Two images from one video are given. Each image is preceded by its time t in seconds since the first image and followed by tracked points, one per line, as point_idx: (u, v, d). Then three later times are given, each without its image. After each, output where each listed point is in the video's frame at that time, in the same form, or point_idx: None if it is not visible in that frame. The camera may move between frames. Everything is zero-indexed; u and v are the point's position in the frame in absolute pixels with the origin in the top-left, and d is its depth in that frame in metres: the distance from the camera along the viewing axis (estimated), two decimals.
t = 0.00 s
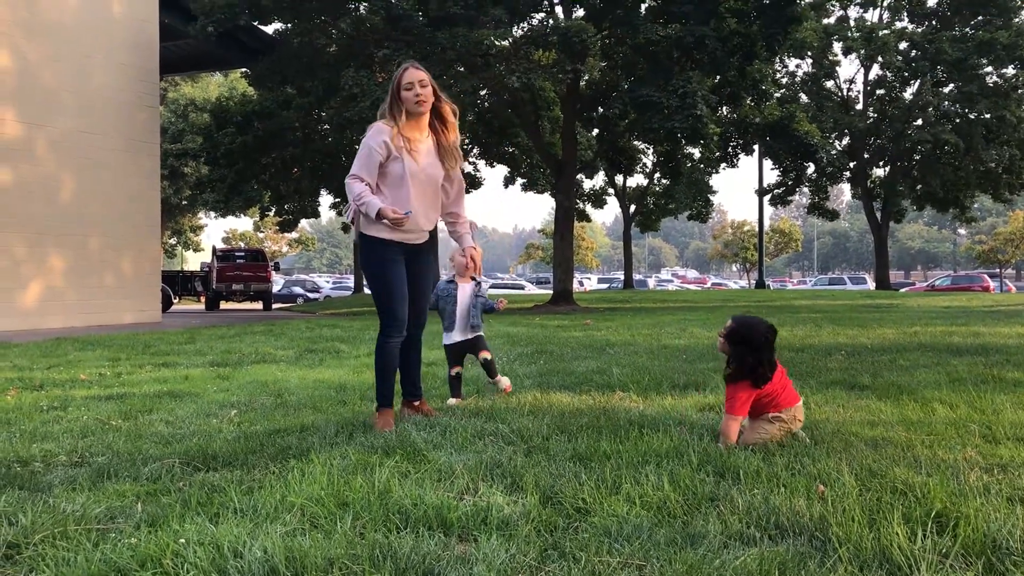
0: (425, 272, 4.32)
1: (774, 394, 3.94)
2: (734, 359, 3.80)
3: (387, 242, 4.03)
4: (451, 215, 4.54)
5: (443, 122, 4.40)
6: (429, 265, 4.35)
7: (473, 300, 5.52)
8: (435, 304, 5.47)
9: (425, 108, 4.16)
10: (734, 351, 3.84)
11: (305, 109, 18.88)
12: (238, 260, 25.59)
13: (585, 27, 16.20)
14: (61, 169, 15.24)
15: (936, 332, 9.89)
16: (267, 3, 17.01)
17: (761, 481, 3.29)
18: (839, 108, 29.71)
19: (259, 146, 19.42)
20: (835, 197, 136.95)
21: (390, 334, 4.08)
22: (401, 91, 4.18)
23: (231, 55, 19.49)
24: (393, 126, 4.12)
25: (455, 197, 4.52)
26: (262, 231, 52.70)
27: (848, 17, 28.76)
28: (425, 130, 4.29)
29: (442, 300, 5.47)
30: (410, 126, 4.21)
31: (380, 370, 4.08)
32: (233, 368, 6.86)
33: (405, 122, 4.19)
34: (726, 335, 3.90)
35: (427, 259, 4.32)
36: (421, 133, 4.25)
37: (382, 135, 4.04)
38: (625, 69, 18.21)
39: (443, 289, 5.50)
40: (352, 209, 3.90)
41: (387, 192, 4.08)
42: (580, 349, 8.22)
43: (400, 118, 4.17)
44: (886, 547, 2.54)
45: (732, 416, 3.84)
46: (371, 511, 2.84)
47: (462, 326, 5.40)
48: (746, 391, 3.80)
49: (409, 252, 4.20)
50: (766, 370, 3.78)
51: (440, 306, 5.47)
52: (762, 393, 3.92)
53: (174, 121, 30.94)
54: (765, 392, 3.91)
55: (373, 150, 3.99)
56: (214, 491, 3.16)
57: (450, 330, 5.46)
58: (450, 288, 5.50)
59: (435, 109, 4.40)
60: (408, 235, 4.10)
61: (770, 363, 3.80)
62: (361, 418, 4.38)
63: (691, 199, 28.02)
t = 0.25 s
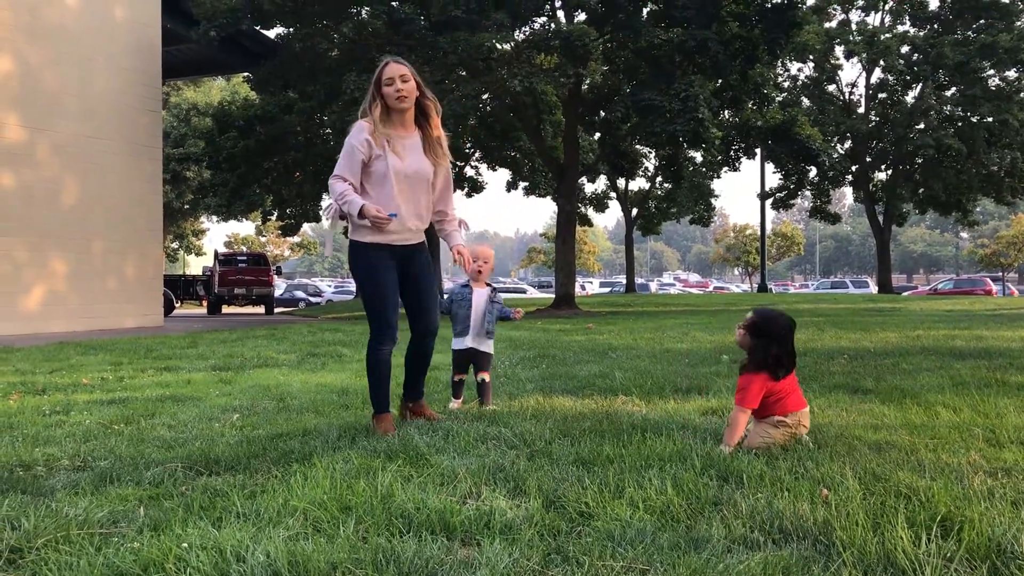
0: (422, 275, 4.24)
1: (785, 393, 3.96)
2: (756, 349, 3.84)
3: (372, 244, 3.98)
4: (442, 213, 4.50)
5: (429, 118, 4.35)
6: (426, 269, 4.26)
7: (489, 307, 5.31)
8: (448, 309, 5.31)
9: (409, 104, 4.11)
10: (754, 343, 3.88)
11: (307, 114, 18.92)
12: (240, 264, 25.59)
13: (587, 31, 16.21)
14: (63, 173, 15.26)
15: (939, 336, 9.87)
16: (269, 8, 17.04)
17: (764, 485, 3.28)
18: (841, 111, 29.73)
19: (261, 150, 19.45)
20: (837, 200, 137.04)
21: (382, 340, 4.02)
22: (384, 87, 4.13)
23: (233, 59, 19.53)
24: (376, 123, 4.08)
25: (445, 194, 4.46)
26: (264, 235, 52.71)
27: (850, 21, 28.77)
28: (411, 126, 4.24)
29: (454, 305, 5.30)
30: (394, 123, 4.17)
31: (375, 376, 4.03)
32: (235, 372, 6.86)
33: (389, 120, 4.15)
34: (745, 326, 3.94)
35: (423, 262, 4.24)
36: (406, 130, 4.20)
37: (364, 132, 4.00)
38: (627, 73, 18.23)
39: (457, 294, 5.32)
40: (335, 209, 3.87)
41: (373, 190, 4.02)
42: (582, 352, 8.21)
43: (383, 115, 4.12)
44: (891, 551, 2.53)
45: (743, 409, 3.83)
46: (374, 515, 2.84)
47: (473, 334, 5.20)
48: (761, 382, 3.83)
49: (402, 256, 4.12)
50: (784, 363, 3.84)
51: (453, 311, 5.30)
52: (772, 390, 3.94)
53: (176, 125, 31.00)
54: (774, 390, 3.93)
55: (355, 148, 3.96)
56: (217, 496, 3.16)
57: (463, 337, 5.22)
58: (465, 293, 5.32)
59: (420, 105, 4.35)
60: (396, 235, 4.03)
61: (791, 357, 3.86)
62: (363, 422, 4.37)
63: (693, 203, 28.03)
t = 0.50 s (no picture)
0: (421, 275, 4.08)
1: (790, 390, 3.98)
2: (763, 343, 3.85)
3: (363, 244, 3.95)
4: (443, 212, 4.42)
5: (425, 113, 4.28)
6: (426, 268, 4.10)
7: (493, 308, 5.25)
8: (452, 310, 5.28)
9: (401, 100, 4.05)
10: (761, 337, 3.90)
11: (308, 115, 18.93)
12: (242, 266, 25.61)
13: (587, 33, 16.23)
14: (65, 174, 15.28)
15: (942, 338, 9.84)
16: (270, 9, 17.07)
17: (766, 487, 3.28)
18: (842, 112, 29.71)
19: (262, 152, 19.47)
20: (838, 201, 136.94)
21: (379, 338, 4.02)
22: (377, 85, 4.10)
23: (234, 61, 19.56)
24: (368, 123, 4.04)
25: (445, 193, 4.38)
26: (266, 236, 52.72)
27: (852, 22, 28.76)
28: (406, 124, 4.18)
29: (458, 307, 5.26)
30: (388, 121, 4.12)
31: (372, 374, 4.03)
32: (236, 373, 6.86)
33: (383, 118, 4.11)
34: (753, 321, 3.96)
35: (423, 261, 4.11)
36: (401, 127, 4.14)
37: (355, 131, 3.97)
38: (628, 74, 18.24)
39: (461, 296, 5.28)
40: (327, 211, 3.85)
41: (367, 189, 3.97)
42: (584, 354, 8.20)
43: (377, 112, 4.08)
44: (892, 553, 2.53)
45: (752, 406, 3.83)
46: (375, 517, 2.84)
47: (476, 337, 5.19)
48: (770, 375, 3.85)
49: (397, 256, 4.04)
50: (791, 359, 3.86)
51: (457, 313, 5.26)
52: (778, 389, 3.95)
53: (178, 126, 31.05)
54: (781, 388, 3.95)
55: (347, 149, 3.93)
56: (218, 497, 3.16)
57: (469, 339, 5.20)
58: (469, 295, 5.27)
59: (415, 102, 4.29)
60: (391, 235, 3.96)
61: (798, 353, 3.88)
62: (364, 424, 4.37)
63: (695, 204, 28.01)
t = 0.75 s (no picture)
0: (419, 283, 3.89)
1: (793, 390, 3.97)
2: (764, 341, 3.85)
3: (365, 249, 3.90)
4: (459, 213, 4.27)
5: (435, 111, 4.16)
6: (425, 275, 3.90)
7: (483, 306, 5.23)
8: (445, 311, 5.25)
9: (405, 97, 3.98)
10: (761, 337, 3.89)
11: (309, 117, 18.94)
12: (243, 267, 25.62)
13: (588, 34, 16.25)
14: (66, 176, 15.30)
15: (942, 338, 9.83)
16: (271, 11, 17.09)
17: (768, 488, 3.27)
18: (843, 113, 29.70)
19: (263, 153, 19.49)
20: (839, 202, 136.94)
21: (387, 338, 4.04)
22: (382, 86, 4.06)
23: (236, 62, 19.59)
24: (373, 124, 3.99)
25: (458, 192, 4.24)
26: (266, 237, 52.71)
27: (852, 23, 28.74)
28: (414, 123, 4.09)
29: (452, 307, 5.23)
30: (395, 122, 4.05)
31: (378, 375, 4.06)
32: (237, 374, 6.86)
33: (389, 118, 4.05)
34: (753, 321, 3.94)
35: (428, 266, 3.93)
36: (407, 126, 4.06)
37: (359, 134, 3.94)
38: (629, 75, 18.25)
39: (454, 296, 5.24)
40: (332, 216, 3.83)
41: (371, 191, 3.90)
42: (584, 355, 8.20)
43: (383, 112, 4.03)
44: (894, 555, 2.52)
45: (755, 405, 3.83)
46: (376, 518, 2.84)
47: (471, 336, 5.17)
48: (771, 374, 3.85)
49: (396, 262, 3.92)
50: (794, 357, 3.85)
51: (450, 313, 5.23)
52: (781, 388, 3.95)
53: (179, 128, 31.06)
54: (784, 387, 3.94)
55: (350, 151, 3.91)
56: (220, 498, 3.17)
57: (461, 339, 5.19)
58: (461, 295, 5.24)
59: (424, 101, 4.20)
60: (395, 239, 3.85)
61: (800, 351, 3.87)
62: (366, 425, 4.37)
63: (696, 205, 28.01)
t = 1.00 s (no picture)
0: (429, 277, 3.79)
1: (793, 391, 3.98)
2: (761, 344, 3.85)
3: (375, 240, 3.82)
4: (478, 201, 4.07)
5: (451, 92, 3.95)
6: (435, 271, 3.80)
7: (492, 309, 5.10)
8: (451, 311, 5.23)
9: (415, 79, 3.82)
10: (760, 339, 3.89)
11: (309, 118, 18.95)
12: (243, 269, 25.64)
13: (588, 36, 16.28)
14: (67, 177, 15.32)
15: (943, 340, 9.81)
16: (271, 13, 17.10)
17: (768, 490, 3.27)
18: (844, 115, 29.71)
19: (264, 154, 19.50)
20: (841, 202, 137.36)
21: (391, 337, 3.87)
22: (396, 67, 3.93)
23: (236, 64, 19.62)
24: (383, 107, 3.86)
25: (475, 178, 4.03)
26: (267, 239, 52.73)
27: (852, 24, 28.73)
28: (427, 105, 3.91)
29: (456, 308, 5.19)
30: (407, 104, 3.90)
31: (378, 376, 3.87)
32: (238, 376, 6.87)
33: (403, 100, 3.92)
34: (750, 323, 3.94)
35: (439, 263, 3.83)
36: (420, 109, 3.89)
37: (368, 118, 3.82)
38: (629, 77, 18.27)
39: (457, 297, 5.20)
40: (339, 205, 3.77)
41: (378, 178, 3.79)
42: (585, 356, 8.21)
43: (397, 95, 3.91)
44: (894, 557, 2.52)
45: (756, 407, 3.84)
46: (377, 520, 2.84)
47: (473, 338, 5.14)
48: (772, 376, 3.86)
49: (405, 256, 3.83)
50: (794, 358, 3.86)
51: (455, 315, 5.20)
52: (781, 389, 3.96)
53: (179, 129, 31.11)
54: (784, 389, 3.95)
55: (358, 136, 3.82)
56: (220, 500, 3.16)
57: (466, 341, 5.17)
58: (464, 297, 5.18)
59: (441, 81, 4.00)
60: (403, 230, 3.75)
61: (799, 351, 3.88)
62: (367, 427, 4.36)
63: (696, 207, 28.01)
